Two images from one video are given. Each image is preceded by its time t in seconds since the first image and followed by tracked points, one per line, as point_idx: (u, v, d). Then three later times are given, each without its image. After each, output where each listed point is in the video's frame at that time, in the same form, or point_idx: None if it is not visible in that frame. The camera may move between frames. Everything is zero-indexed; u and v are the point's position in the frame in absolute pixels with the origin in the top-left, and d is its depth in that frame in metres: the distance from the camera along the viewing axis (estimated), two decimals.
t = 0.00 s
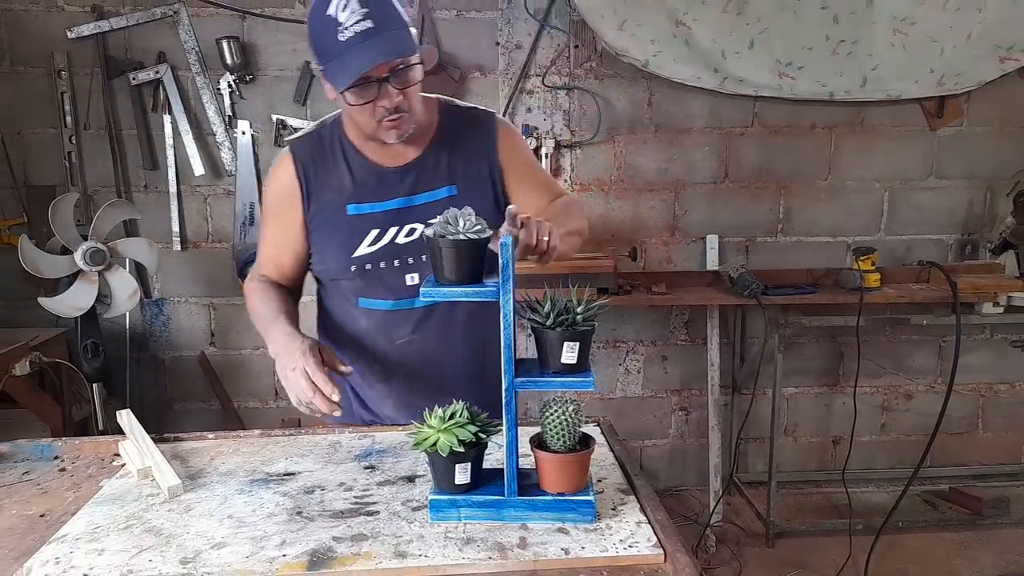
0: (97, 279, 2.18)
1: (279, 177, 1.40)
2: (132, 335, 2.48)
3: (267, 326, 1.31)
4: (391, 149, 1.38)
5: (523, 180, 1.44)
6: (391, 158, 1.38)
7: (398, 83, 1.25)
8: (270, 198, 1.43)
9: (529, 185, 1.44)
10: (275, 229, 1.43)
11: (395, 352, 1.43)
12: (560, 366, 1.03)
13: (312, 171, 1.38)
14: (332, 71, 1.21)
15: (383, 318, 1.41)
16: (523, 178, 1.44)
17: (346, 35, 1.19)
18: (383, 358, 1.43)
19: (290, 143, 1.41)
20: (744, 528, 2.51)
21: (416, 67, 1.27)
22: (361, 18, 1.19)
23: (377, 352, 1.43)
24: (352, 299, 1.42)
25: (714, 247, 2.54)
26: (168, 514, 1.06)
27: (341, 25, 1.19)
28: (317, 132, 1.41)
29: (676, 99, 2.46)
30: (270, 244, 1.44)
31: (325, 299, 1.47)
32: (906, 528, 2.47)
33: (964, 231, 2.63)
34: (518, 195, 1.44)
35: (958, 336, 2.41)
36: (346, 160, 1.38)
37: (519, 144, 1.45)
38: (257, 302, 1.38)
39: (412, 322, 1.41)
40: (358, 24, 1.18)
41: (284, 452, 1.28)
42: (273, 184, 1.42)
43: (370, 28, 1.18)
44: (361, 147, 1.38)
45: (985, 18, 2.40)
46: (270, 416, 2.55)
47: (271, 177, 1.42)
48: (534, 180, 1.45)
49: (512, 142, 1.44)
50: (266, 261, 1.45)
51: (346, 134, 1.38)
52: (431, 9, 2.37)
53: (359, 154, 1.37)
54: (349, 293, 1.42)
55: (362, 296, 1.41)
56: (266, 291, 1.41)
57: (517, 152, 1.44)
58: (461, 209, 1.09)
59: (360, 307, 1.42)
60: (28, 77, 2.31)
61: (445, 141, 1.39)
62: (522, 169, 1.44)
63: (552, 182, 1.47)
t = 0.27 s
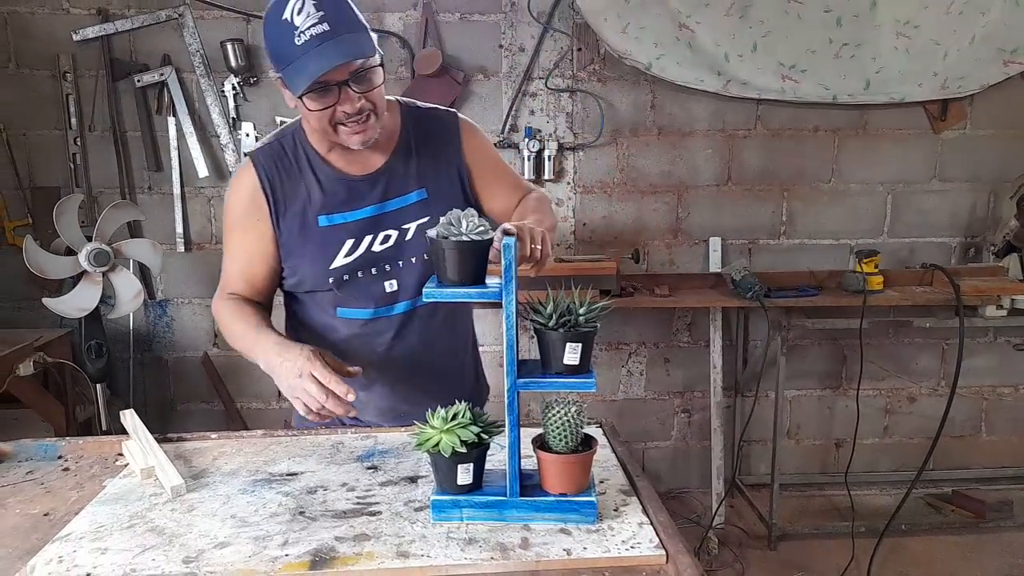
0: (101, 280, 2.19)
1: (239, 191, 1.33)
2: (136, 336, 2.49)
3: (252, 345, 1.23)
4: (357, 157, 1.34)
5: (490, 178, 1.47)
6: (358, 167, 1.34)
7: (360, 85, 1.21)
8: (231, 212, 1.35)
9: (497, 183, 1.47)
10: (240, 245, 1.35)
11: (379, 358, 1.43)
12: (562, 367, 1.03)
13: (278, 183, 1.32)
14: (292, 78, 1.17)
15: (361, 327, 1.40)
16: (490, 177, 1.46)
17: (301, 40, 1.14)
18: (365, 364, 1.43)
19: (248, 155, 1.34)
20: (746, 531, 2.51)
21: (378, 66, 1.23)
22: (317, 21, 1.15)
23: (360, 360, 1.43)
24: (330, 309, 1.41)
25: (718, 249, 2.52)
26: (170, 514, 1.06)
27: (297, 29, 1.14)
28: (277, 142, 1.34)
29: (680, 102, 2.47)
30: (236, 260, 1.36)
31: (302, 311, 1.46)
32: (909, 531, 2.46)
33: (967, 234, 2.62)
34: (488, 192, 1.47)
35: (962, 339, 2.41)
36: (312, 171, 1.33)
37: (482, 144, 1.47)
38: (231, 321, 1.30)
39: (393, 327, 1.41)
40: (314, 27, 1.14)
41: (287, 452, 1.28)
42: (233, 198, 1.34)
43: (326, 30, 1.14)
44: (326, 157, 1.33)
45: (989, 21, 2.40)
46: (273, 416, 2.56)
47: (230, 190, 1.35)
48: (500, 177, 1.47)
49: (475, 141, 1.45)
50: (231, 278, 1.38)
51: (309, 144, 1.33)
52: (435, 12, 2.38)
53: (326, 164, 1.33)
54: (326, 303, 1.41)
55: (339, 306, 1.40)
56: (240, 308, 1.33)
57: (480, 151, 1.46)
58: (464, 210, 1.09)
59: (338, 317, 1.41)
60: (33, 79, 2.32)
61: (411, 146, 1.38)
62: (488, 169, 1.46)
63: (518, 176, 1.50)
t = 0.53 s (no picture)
0: (101, 276, 2.18)
1: (215, 195, 1.26)
2: (136, 333, 2.49)
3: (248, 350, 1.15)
4: (335, 160, 1.33)
5: (465, 175, 1.49)
6: (337, 170, 1.32)
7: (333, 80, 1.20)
8: (206, 219, 1.27)
9: (472, 179, 1.49)
10: (224, 249, 1.25)
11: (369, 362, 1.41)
12: (562, 364, 1.03)
13: (258, 187, 1.28)
14: (264, 74, 1.16)
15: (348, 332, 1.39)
16: (465, 175, 1.49)
17: (272, 35, 1.14)
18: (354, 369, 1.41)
19: (221, 163, 1.29)
20: (745, 528, 2.51)
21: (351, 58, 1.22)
22: (287, 14, 1.14)
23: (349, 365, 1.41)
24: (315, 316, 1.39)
25: (717, 247, 2.53)
26: (171, 510, 1.06)
27: (267, 23, 1.14)
28: (250, 148, 1.31)
29: (680, 99, 2.47)
30: (219, 266, 1.25)
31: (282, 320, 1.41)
32: (908, 529, 2.46)
33: (967, 232, 2.63)
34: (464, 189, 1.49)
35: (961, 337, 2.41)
36: (291, 175, 1.30)
37: (455, 142, 1.49)
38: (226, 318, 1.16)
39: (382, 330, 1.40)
40: (285, 20, 1.14)
41: (287, 448, 1.28)
42: (209, 202, 1.26)
43: (296, 24, 1.14)
44: (304, 160, 1.31)
45: (990, 20, 2.40)
46: (273, 413, 2.56)
47: (205, 196, 1.28)
48: (475, 175, 1.49)
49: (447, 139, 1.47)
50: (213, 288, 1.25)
51: (285, 149, 1.31)
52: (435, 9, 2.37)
53: (305, 168, 1.31)
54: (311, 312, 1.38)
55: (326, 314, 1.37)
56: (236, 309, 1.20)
57: (454, 149, 1.48)
58: (465, 206, 1.09)
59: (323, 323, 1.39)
60: (33, 75, 2.32)
61: (388, 147, 1.37)
62: (463, 167, 1.48)
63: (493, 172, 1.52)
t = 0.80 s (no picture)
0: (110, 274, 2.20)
1: (213, 209, 1.20)
2: (144, 331, 2.50)
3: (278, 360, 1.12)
4: (330, 169, 1.29)
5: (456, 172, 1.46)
6: (332, 179, 1.29)
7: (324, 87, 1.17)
8: (208, 233, 1.20)
9: (462, 176, 1.47)
10: (236, 261, 1.18)
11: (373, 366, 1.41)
12: (569, 364, 1.03)
13: (257, 199, 1.22)
14: (252, 83, 1.13)
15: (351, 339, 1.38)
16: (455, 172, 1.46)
17: (258, 43, 1.12)
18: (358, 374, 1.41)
19: (215, 176, 1.23)
20: (751, 531, 2.51)
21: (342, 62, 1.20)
22: (272, 21, 1.13)
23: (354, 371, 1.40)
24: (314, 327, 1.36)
25: (724, 249, 2.53)
26: (179, 507, 1.07)
27: (252, 31, 1.13)
28: (242, 159, 1.25)
29: (687, 100, 2.46)
30: (234, 279, 1.17)
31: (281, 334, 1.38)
32: (914, 533, 2.46)
33: (975, 235, 2.61)
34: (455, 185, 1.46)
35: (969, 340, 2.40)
36: (288, 185, 1.26)
37: (446, 139, 1.46)
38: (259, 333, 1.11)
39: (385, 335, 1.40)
40: (270, 27, 1.13)
41: (295, 446, 1.29)
42: (209, 216, 1.20)
43: (281, 31, 1.12)
44: (298, 169, 1.27)
45: (1000, 22, 2.39)
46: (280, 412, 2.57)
47: (204, 210, 1.21)
48: (465, 171, 1.47)
49: (437, 137, 1.45)
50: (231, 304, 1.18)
51: (280, 158, 1.26)
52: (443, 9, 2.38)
53: (302, 177, 1.27)
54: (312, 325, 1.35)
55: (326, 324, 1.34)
56: (263, 320, 1.12)
57: (444, 147, 1.45)
58: (472, 206, 1.09)
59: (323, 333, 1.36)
60: (43, 73, 2.33)
61: (379, 153, 1.35)
62: (453, 165, 1.46)
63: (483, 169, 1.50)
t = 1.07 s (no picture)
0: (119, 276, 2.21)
1: (211, 229, 1.16)
2: (152, 333, 2.51)
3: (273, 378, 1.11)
4: (332, 184, 1.26)
5: (455, 177, 1.44)
6: (335, 194, 1.26)
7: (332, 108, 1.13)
8: (205, 253, 1.16)
9: (462, 180, 1.45)
10: (236, 283, 1.14)
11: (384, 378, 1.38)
12: (578, 367, 1.03)
13: (258, 217, 1.18)
14: (257, 109, 1.08)
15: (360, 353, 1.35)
16: (455, 177, 1.43)
17: (260, 68, 1.07)
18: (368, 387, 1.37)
19: (212, 193, 1.19)
20: (758, 534, 2.50)
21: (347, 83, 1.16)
22: (275, 44, 1.08)
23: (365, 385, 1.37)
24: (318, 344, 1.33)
25: (731, 252, 2.53)
26: (189, 508, 1.08)
27: (253, 54, 1.08)
28: (240, 175, 1.21)
29: (694, 104, 2.47)
30: (232, 302, 1.14)
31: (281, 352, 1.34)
32: (922, 537, 2.45)
33: (984, 238, 2.61)
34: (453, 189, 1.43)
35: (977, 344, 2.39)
36: (289, 201, 1.22)
37: (444, 143, 1.44)
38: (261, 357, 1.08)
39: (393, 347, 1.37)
40: (272, 50, 1.08)
41: (303, 449, 1.29)
42: (206, 235, 1.16)
43: (284, 54, 1.08)
44: (298, 185, 1.23)
45: (1009, 25, 2.38)
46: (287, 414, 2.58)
47: (201, 229, 1.17)
48: (463, 175, 1.45)
49: (436, 141, 1.42)
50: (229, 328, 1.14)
51: (279, 174, 1.22)
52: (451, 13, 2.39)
53: (304, 193, 1.23)
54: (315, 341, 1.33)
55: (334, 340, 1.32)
56: (261, 345, 1.09)
57: (443, 152, 1.43)
58: (481, 209, 1.10)
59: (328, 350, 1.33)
60: (54, 78, 2.35)
61: (381, 162, 1.33)
62: (452, 169, 1.43)
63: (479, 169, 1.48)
